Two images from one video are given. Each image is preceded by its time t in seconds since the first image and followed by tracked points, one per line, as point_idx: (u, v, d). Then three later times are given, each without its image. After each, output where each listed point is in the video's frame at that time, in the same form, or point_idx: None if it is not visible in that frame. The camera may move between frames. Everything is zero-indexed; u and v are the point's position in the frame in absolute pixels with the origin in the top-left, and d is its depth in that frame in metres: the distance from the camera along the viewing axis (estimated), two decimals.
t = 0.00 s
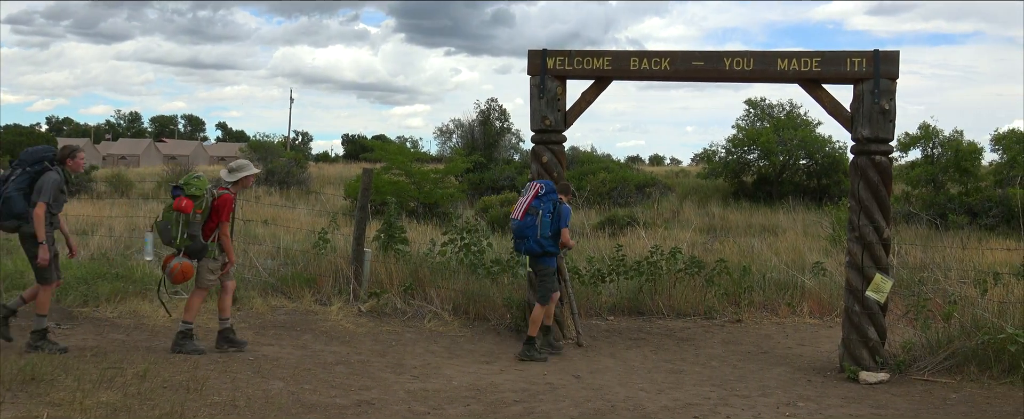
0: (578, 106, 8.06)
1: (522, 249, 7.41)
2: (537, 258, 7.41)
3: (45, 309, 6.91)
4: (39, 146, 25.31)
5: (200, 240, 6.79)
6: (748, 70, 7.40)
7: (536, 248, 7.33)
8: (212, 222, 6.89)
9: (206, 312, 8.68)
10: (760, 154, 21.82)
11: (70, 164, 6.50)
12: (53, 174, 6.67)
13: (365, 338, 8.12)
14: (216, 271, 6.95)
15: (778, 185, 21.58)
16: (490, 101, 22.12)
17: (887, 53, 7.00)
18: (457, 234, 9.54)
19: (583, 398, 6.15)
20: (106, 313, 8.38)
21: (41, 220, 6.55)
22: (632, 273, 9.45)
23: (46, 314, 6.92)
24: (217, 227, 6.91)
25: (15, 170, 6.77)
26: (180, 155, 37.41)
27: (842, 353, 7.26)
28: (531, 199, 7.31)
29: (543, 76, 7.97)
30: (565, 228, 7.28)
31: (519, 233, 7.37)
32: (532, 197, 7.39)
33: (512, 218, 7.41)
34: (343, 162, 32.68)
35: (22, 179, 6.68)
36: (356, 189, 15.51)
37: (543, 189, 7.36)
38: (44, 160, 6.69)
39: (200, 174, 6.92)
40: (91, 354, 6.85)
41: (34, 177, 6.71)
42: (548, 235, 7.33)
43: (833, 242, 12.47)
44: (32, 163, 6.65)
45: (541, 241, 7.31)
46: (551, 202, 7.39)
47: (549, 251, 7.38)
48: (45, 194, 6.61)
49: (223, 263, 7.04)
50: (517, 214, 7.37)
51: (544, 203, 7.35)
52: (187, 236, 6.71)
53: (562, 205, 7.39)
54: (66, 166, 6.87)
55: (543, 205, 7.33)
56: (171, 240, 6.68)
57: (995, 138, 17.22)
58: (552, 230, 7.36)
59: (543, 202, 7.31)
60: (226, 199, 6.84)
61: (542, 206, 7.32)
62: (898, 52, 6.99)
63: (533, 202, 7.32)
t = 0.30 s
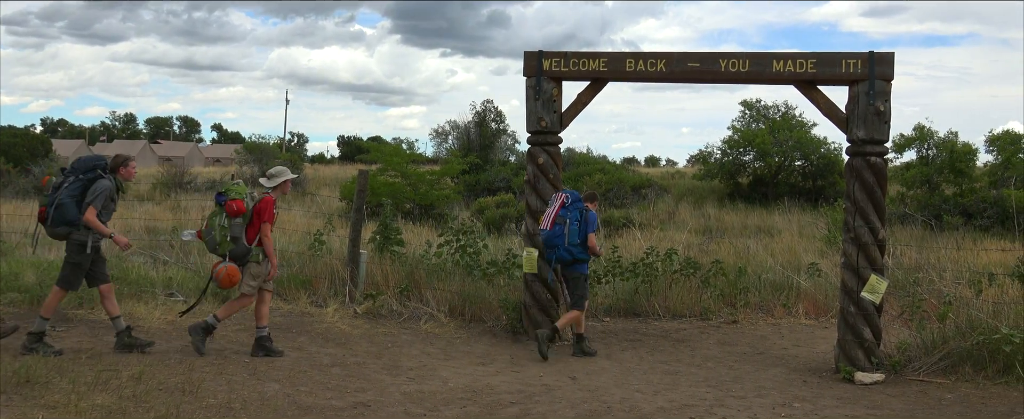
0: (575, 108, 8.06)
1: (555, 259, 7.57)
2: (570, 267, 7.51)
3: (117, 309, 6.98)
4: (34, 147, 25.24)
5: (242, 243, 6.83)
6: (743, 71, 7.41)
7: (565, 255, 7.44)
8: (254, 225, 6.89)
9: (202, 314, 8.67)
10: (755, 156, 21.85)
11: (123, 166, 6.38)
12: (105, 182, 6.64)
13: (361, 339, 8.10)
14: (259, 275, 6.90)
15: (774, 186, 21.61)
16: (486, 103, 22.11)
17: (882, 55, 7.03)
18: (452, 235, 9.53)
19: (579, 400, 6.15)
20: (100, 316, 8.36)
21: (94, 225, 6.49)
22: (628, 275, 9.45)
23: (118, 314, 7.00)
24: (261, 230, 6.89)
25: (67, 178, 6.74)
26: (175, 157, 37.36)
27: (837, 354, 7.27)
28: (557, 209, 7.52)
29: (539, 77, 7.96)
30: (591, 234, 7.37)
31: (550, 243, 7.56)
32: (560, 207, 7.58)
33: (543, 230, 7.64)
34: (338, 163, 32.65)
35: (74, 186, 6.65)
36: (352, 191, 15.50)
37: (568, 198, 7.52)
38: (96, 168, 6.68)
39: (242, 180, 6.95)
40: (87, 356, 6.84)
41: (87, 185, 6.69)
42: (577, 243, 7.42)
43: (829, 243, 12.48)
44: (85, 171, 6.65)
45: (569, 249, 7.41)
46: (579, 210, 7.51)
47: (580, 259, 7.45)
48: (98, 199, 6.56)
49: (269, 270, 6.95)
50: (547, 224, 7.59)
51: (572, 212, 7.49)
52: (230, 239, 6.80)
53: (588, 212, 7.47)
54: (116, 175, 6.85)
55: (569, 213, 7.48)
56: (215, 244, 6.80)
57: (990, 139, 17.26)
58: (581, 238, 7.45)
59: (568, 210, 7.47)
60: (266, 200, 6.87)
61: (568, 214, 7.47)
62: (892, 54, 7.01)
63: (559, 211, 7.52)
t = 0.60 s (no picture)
0: (571, 109, 8.06)
1: (578, 254, 7.74)
2: (594, 264, 7.71)
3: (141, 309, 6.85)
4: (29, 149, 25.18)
5: (283, 246, 6.75)
6: (739, 73, 7.43)
7: (591, 253, 7.64)
8: (294, 227, 6.80)
9: (198, 315, 8.66)
10: (751, 157, 21.88)
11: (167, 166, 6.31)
12: (152, 179, 6.61)
13: (357, 341, 8.09)
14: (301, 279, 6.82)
15: (770, 187, 21.64)
16: (482, 104, 22.10)
17: (878, 56, 7.05)
18: (449, 236, 9.53)
19: (575, 401, 6.15)
20: (95, 318, 8.34)
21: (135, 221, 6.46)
22: (624, 276, 9.46)
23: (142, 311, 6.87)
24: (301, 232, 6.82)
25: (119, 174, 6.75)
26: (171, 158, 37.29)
27: (833, 355, 7.28)
28: (587, 207, 7.65)
29: (535, 79, 7.97)
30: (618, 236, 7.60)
31: (576, 239, 7.71)
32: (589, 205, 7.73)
33: (569, 225, 7.78)
34: (334, 165, 32.62)
35: (123, 183, 6.65)
36: (348, 193, 15.49)
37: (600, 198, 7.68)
38: (145, 165, 6.67)
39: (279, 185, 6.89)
40: (82, 358, 6.83)
41: (136, 182, 6.67)
42: (603, 242, 7.63)
43: (825, 245, 12.50)
44: (134, 168, 6.64)
45: (595, 247, 7.61)
46: (608, 211, 7.69)
47: (604, 257, 7.66)
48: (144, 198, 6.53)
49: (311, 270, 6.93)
50: (575, 220, 7.71)
51: (601, 211, 7.67)
52: (270, 241, 6.72)
53: (617, 214, 7.69)
54: (166, 173, 6.83)
55: (599, 212, 7.64)
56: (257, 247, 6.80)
57: (985, 141, 17.31)
58: (607, 238, 7.66)
59: (598, 210, 7.64)
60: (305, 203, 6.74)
61: (598, 213, 7.64)
62: (888, 55, 7.03)
63: (589, 210, 7.66)
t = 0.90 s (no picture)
0: (568, 111, 8.07)
1: (614, 262, 7.83)
2: (629, 270, 7.81)
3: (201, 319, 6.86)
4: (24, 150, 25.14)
5: (334, 257, 6.81)
6: (735, 74, 7.44)
7: (628, 261, 7.72)
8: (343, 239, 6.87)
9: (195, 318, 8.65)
10: (748, 159, 21.91)
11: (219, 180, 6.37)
12: (199, 192, 6.66)
13: (353, 343, 8.08)
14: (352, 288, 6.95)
15: (766, 189, 21.68)
16: (479, 106, 22.11)
17: (874, 58, 7.07)
18: (446, 239, 9.51)
19: (572, 403, 6.15)
20: (92, 319, 8.33)
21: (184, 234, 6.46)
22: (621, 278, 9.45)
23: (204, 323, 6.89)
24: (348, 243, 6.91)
25: (163, 187, 6.76)
26: (167, 160, 37.25)
27: (830, 356, 7.29)
28: (621, 216, 7.72)
29: (532, 80, 7.97)
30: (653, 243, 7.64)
31: (612, 248, 7.79)
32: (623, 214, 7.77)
33: (605, 234, 7.85)
34: (331, 166, 32.61)
35: (169, 196, 6.67)
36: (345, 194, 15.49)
37: (632, 206, 7.70)
38: (192, 178, 6.69)
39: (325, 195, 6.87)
40: (77, 360, 6.81)
41: (182, 194, 6.69)
42: (639, 250, 7.69)
43: (821, 246, 12.53)
44: (181, 180, 6.66)
45: (631, 255, 7.69)
46: (642, 218, 7.72)
47: (639, 264, 7.75)
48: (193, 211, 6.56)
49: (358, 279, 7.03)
50: (609, 230, 7.79)
51: (635, 220, 7.71)
52: (323, 253, 6.77)
53: (650, 220, 7.70)
54: (212, 185, 6.85)
55: (633, 221, 7.69)
56: (308, 259, 6.79)
57: (981, 142, 17.36)
58: (642, 245, 7.72)
59: (632, 218, 7.67)
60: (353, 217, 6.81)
61: (632, 221, 7.68)
62: (884, 57, 7.05)
63: (622, 219, 7.72)
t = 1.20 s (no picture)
0: (564, 112, 8.07)
1: (639, 260, 7.87)
2: (653, 269, 7.86)
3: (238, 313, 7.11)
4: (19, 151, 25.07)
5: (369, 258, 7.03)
6: (732, 75, 7.44)
7: (654, 259, 7.78)
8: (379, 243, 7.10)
9: (191, 319, 8.63)
10: (744, 160, 21.94)
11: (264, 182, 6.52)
12: (244, 192, 6.79)
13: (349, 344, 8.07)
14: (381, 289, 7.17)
15: (763, 190, 21.69)
16: (476, 107, 22.10)
17: (870, 60, 7.08)
18: (443, 241, 9.51)
19: (568, 405, 6.15)
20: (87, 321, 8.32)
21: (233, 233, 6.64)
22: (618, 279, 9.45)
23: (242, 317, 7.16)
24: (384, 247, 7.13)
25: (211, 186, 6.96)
26: (163, 161, 37.17)
27: (826, 358, 7.29)
28: (649, 214, 7.80)
29: (529, 82, 7.97)
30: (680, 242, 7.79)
31: (638, 245, 7.84)
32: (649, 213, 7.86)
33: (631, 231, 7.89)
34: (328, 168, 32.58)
35: (216, 195, 6.86)
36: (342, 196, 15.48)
37: (660, 205, 7.83)
38: (236, 177, 6.85)
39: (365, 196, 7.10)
40: (73, 362, 6.79)
41: (228, 194, 6.87)
42: (665, 248, 7.79)
43: (818, 247, 12.54)
44: (226, 180, 6.83)
45: (658, 253, 7.76)
46: (668, 218, 7.86)
47: (665, 262, 7.82)
48: (238, 210, 6.72)
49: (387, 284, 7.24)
50: (636, 227, 7.83)
51: (662, 218, 7.82)
52: (359, 253, 6.98)
53: (677, 220, 7.85)
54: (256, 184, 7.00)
55: (660, 219, 7.79)
56: (343, 257, 6.98)
57: (977, 144, 17.40)
58: (668, 244, 7.83)
59: (660, 217, 7.78)
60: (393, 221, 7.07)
61: (659, 220, 7.78)
62: (880, 59, 7.06)
63: (650, 217, 7.80)
